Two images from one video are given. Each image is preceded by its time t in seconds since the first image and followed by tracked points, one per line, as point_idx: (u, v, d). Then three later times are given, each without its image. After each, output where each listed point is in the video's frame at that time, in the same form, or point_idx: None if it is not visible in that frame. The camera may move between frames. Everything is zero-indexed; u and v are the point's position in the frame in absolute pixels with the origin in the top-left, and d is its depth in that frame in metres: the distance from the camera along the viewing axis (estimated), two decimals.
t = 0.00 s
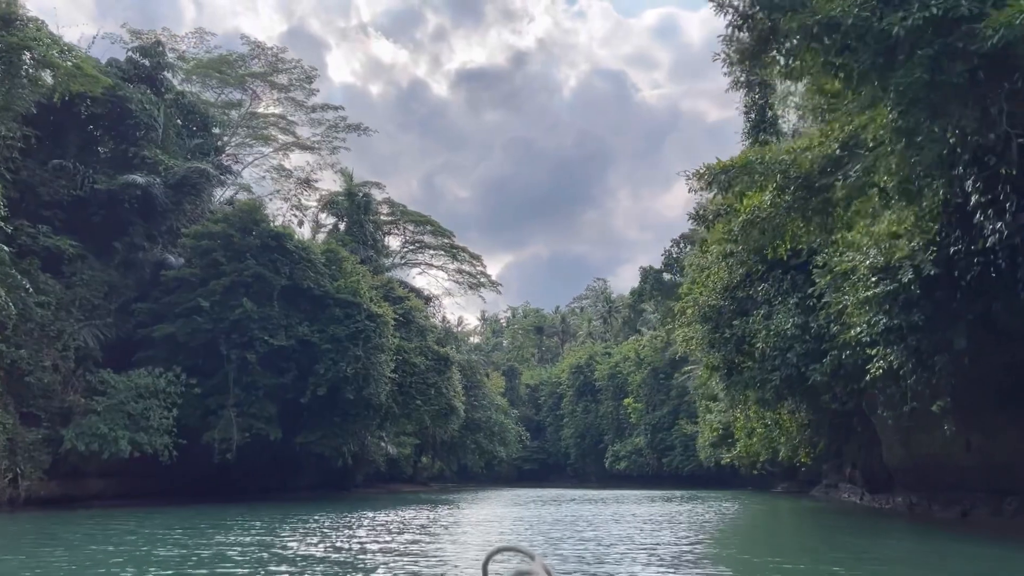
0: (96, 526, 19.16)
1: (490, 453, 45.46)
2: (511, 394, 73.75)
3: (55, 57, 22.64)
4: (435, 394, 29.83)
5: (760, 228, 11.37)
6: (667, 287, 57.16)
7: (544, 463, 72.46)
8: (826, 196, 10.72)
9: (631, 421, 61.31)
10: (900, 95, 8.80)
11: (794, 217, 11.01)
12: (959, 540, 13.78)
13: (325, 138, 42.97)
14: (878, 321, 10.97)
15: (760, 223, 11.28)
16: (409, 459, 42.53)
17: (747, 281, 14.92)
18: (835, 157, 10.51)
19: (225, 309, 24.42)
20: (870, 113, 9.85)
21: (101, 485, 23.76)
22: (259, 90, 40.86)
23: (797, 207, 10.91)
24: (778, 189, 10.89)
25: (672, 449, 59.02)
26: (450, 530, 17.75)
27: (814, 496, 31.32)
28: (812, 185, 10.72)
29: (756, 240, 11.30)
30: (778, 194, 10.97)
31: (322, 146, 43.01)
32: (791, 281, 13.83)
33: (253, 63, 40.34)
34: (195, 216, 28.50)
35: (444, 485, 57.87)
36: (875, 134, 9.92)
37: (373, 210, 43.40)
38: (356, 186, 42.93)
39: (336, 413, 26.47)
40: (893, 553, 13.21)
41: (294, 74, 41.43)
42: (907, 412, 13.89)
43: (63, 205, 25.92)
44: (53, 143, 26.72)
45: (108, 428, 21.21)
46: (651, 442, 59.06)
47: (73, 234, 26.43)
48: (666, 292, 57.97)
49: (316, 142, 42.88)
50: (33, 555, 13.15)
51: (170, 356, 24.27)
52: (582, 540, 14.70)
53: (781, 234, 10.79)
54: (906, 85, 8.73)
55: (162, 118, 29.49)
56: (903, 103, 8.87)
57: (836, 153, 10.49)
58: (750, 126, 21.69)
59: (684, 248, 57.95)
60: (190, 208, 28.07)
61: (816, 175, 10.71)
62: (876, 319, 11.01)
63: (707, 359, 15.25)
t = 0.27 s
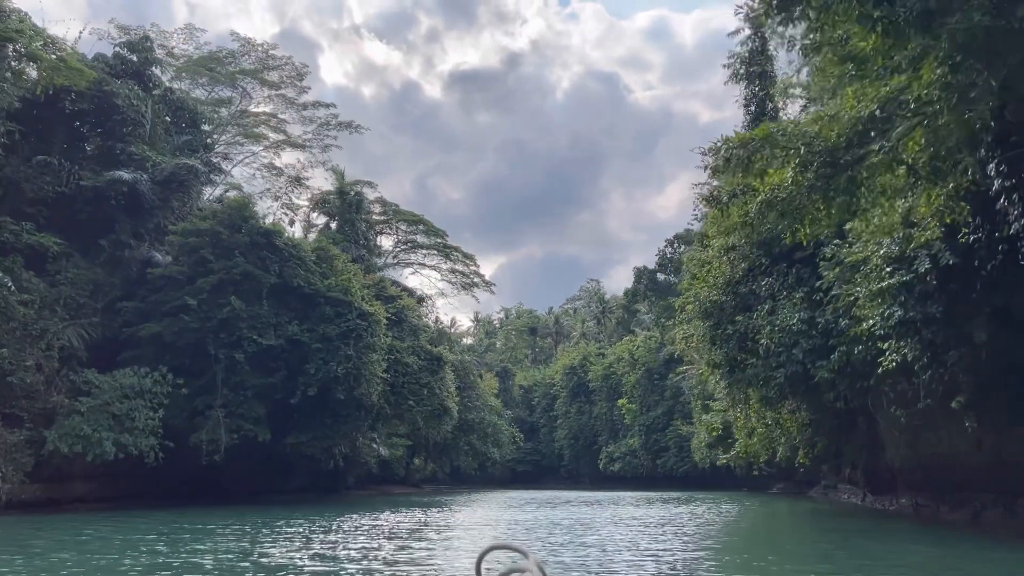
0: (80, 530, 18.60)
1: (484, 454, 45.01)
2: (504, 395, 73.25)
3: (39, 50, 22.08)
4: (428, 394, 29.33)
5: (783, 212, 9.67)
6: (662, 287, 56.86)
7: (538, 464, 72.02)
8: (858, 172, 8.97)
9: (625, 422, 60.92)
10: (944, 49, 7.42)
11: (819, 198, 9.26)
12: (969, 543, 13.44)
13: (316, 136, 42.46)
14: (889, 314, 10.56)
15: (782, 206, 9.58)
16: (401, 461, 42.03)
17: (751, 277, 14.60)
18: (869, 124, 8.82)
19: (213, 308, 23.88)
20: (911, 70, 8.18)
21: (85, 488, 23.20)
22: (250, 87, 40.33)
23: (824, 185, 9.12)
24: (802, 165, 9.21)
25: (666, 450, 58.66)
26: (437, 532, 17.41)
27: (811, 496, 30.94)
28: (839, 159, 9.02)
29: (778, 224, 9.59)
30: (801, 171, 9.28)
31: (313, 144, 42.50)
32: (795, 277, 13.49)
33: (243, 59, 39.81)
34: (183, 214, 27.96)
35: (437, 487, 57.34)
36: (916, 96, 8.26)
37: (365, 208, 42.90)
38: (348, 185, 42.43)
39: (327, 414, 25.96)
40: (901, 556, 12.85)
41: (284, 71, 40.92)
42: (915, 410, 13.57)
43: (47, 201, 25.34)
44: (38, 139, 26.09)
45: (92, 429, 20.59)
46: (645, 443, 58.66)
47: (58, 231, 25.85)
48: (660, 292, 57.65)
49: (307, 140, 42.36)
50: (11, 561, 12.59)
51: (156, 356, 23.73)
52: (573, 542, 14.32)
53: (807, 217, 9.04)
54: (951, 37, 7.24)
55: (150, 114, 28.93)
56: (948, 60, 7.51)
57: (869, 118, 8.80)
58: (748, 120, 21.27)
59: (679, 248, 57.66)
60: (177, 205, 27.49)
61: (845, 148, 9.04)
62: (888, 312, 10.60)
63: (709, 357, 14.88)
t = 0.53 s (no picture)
0: (60, 535, 17.99)
1: (477, 456, 44.51)
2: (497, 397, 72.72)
3: (21, 42, 21.53)
4: (420, 395, 28.82)
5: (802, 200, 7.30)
6: (656, 288, 56.54)
7: (532, 467, 71.54)
8: (891, 150, 6.61)
9: (619, 424, 60.51)
10: None
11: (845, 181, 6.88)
12: (982, 546, 13.09)
13: (307, 135, 41.95)
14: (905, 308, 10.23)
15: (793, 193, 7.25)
16: (394, 463, 41.50)
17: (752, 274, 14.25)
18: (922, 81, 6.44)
19: (200, 307, 23.32)
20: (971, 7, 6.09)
21: (68, 492, 22.64)
22: (240, 85, 39.80)
23: (850, 163, 6.75)
24: (827, 137, 6.80)
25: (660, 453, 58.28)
26: (431, 536, 16.90)
27: (809, 499, 30.54)
28: (871, 128, 6.63)
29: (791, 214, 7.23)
30: (827, 146, 6.88)
31: (304, 142, 41.99)
32: (800, 272, 13.14)
33: (233, 57, 39.29)
34: (171, 211, 27.41)
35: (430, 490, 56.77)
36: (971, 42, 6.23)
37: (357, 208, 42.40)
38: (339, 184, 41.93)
39: (318, 415, 25.43)
40: (909, 559, 12.50)
41: (275, 68, 40.44)
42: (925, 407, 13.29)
43: (31, 198, 24.74)
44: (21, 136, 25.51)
45: (75, 432, 20.00)
46: (640, 445, 58.24)
47: (41, 229, 25.25)
48: (655, 293, 57.32)
49: (298, 139, 41.84)
50: None
51: (143, 356, 23.17)
52: (571, 548, 13.81)
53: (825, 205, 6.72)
54: None
55: (137, 110, 28.37)
56: None
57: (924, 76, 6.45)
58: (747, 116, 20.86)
59: (673, 249, 57.35)
60: (164, 202, 26.94)
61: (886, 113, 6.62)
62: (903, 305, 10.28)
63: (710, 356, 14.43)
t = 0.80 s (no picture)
0: (40, 539, 17.40)
1: (470, 458, 44.00)
2: (490, 399, 72.17)
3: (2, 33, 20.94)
4: (413, 396, 28.31)
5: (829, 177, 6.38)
6: (650, 289, 56.21)
7: (524, 469, 71.03)
8: (931, 120, 5.70)
9: (613, 425, 60.11)
10: None
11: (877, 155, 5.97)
12: (996, 551, 12.72)
13: (298, 132, 41.43)
14: (922, 300, 9.86)
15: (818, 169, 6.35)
16: (386, 466, 40.94)
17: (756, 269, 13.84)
18: (967, 42, 5.47)
19: (187, 306, 22.76)
20: None
21: (51, 495, 22.05)
22: (230, 81, 39.21)
23: (886, 135, 5.84)
24: (861, 106, 5.91)
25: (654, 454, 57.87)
26: (430, 540, 16.29)
27: (807, 501, 30.17)
28: (912, 93, 5.70)
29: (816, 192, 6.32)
30: (859, 117, 5.98)
31: (295, 140, 41.44)
32: (807, 265, 12.75)
33: (223, 53, 38.73)
34: (158, 207, 26.84)
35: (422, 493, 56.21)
36: None
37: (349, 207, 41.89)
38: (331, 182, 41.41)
39: (308, 417, 24.88)
40: (922, 565, 12.07)
41: (266, 65, 39.93)
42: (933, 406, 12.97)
43: (13, 194, 24.14)
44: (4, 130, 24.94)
45: (56, 433, 19.41)
46: (634, 446, 57.83)
47: (24, 225, 24.66)
48: (648, 294, 56.97)
49: (289, 136, 41.30)
50: None
51: (128, 356, 22.60)
52: (574, 552, 13.29)
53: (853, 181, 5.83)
54: None
55: (124, 105, 27.82)
56: None
57: (956, 35, 5.43)
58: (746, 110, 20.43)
59: (667, 249, 57.00)
60: (151, 199, 26.38)
61: (929, 76, 5.66)
62: (919, 298, 9.91)
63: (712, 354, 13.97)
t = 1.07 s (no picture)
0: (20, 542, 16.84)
1: (462, 460, 43.50)
2: (482, 400, 71.59)
3: None
4: (404, 396, 27.83)
5: (864, 144, 6.88)
6: (643, 290, 55.82)
7: (517, 471, 70.49)
8: (971, 83, 6.39)
9: (606, 426, 59.70)
10: None
11: (917, 119, 6.58)
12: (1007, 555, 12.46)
13: (288, 129, 40.85)
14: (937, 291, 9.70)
15: (854, 136, 6.84)
16: (377, 467, 40.38)
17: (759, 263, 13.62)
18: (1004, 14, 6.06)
19: (173, 303, 22.20)
20: None
21: (32, 497, 21.43)
22: (219, 77, 38.59)
23: (928, 96, 6.47)
24: (903, 68, 6.53)
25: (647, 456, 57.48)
26: (421, 543, 15.82)
27: (802, 502, 29.82)
28: (955, 54, 6.34)
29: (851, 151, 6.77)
30: (900, 80, 6.62)
31: (286, 137, 40.88)
32: (813, 259, 12.48)
33: (212, 48, 38.13)
34: (144, 203, 26.25)
35: (414, 495, 55.62)
36: None
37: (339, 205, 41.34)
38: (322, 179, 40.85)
39: (297, 417, 24.37)
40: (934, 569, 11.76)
41: (256, 61, 39.36)
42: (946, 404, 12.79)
43: None
44: None
45: (37, 433, 18.79)
46: (627, 448, 57.41)
47: (6, 221, 24.03)
48: (642, 294, 56.59)
49: (279, 133, 40.73)
50: None
51: (112, 354, 22.04)
52: (570, 555, 12.84)
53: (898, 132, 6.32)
54: None
55: (110, 99, 27.22)
56: None
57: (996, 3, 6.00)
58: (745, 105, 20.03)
59: (661, 249, 56.64)
60: (137, 194, 25.77)
61: (980, 30, 6.27)
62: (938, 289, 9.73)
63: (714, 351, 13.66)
